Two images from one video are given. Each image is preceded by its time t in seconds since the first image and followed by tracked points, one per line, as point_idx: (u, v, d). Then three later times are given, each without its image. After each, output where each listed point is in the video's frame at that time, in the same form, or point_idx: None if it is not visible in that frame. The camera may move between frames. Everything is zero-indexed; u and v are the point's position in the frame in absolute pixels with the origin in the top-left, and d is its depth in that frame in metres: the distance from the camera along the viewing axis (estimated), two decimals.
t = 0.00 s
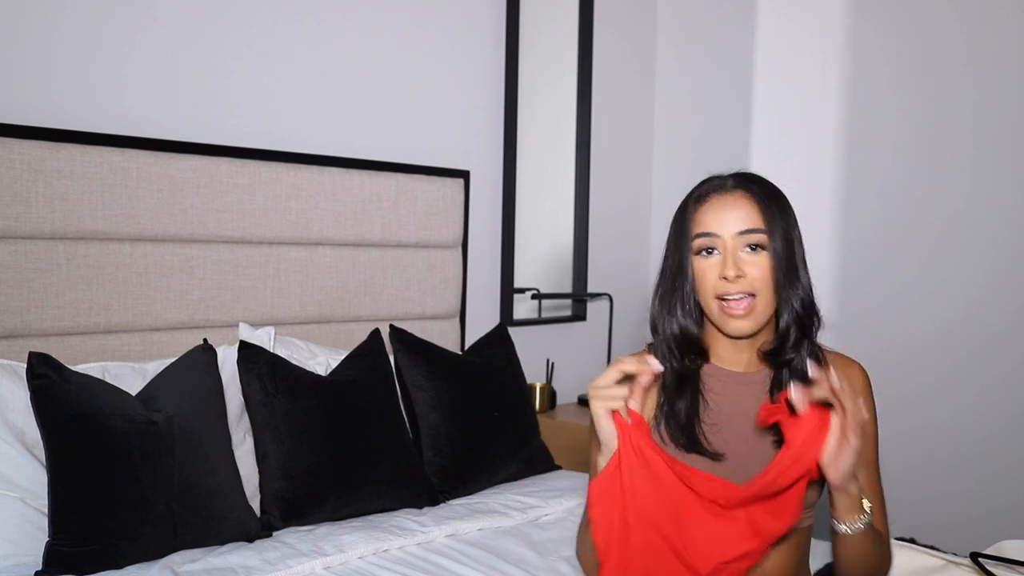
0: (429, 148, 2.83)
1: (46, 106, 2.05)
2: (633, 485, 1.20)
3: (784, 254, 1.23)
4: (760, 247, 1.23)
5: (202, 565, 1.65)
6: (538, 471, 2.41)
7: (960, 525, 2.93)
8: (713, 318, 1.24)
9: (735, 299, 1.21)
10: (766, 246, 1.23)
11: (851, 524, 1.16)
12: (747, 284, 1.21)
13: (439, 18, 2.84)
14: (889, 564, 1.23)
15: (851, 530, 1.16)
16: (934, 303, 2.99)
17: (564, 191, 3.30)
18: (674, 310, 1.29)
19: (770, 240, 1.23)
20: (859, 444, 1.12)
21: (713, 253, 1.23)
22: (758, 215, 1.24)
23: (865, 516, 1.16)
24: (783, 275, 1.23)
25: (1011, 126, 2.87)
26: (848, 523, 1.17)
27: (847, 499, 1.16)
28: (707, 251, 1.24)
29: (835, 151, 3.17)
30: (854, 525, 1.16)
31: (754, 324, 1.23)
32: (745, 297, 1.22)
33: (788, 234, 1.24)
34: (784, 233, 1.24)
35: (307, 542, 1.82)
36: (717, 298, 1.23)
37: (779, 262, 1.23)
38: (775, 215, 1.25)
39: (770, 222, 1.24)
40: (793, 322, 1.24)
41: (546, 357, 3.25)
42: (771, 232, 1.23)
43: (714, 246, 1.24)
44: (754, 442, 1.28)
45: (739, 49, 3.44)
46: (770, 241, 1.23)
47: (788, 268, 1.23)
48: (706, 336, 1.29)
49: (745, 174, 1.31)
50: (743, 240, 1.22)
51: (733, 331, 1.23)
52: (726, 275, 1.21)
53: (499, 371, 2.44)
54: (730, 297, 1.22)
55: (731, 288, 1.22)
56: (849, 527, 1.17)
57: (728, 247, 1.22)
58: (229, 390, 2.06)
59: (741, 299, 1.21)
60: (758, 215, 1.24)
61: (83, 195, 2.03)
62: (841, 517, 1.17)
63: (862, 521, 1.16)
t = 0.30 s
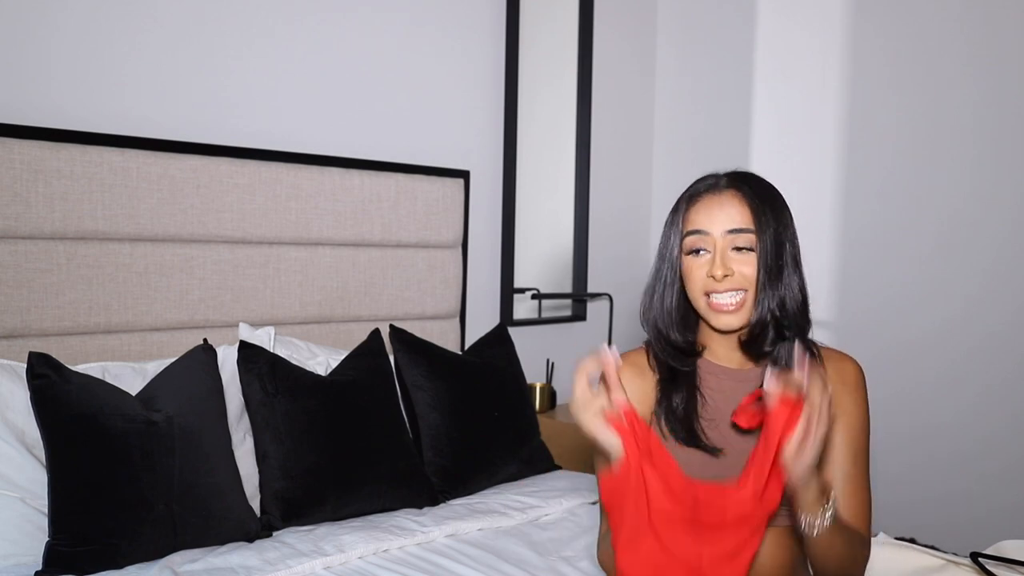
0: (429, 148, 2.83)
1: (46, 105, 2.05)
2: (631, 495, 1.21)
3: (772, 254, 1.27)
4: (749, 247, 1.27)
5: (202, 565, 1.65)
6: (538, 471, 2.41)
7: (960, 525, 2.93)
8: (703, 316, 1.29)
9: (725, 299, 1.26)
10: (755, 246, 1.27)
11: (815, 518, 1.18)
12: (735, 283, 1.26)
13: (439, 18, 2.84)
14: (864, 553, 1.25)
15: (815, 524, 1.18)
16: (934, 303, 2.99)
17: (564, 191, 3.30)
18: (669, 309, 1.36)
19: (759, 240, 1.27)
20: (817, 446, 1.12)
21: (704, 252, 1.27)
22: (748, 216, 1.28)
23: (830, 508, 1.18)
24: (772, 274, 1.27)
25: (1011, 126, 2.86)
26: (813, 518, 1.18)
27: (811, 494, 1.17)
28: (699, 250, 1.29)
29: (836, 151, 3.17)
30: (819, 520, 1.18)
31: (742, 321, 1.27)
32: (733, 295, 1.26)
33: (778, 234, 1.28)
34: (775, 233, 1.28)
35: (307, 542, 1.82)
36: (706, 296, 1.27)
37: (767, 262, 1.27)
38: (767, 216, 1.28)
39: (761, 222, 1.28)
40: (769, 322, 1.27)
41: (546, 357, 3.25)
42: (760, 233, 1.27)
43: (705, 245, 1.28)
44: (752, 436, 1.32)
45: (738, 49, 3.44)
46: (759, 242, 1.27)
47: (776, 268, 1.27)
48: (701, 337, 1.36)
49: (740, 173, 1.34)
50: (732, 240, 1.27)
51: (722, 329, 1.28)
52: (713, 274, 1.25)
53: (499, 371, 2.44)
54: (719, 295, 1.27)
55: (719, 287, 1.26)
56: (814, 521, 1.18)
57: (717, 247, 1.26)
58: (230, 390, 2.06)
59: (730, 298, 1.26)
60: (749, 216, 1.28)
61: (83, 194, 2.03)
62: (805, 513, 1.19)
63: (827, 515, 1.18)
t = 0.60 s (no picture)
0: (429, 148, 2.83)
1: (46, 105, 2.05)
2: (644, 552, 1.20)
3: (777, 268, 1.26)
4: (752, 262, 1.27)
5: (202, 565, 1.65)
6: (538, 471, 2.41)
7: (960, 525, 2.93)
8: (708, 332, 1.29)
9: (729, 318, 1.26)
10: (758, 261, 1.27)
11: None
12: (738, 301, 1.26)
13: (439, 18, 2.84)
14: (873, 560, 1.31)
15: None
16: (934, 303, 2.99)
17: (564, 191, 3.30)
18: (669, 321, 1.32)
19: (762, 254, 1.27)
20: None
21: (707, 270, 1.26)
22: (750, 229, 1.27)
23: None
24: (776, 289, 1.27)
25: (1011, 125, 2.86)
26: None
27: None
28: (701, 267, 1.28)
29: (835, 152, 3.17)
30: None
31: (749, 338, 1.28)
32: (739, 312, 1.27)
33: (782, 247, 1.26)
34: (778, 245, 1.26)
35: (307, 542, 1.82)
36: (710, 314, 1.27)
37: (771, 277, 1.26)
38: (770, 228, 1.26)
39: (764, 236, 1.26)
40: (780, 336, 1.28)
41: (546, 357, 3.25)
42: (763, 247, 1.26)
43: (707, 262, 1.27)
44: (751, 446, 1.28)
45: (738, 49, 3.45)
46: (762, 256, 1.27)
47: (781, 283, 1.27)
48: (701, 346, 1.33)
49: (738, 176, 1.32)
50: (735, 256, 1.26)
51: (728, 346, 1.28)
52: (717, 293, 1.25)
53: (499, 371, 2.44)
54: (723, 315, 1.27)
55: (723, 305, 1.26)
56: None
57: (720, 264, 1.26)
58: (229, 390, 2.06)
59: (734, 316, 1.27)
60: (751, 229, 1.27)
61: (83, 194, 2.03)
62: None
63: None
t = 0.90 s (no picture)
0: (429, 148, 2.83)
1: (46, 106, 2.05)
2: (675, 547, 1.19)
3: (775, 264, 1.25)
4: (751, 257, 1.26)
5: (202, 565, 1.65)
6: (538, 471, 2.41)
7: (960, 525, 2.93)
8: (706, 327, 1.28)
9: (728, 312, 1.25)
10: (757, 257, 1.26)
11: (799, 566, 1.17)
12: (737, 297, 1.25)
13: (439, 17, 2.84)
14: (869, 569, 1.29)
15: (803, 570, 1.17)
16: (934, 303, 2.98)
17: (564, 191, 3.30)
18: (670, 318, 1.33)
19: (761, 249, 1.25)
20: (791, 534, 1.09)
21: (706, 265, 1.25)
22: (749, 225, 1.26)
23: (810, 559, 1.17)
24: (774, 285, 1.25)
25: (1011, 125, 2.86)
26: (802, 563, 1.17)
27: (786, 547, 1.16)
28: (700, 262, 1.27)
29: (835, 152, 3.17)
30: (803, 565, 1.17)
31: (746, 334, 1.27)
32: (737, 308, 1.26)
33: (780, 243, 1.26)
34: (777, 241, 1.26)
35: (307, 542, 1.82)
36: (709, 310, 1.26)
37: (769, 273, 1.25)
38: (770, 225, 1.26)
39: (763, 232, 1.25)
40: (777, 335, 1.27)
41: (546, 357, 3.25)
42: (762, 243, 1.25)
43: (706, 257, 1.27)
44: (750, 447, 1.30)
45: (738, 49, 3.45)
46: (761, 252, 1.25)
47: (779, 279, 1.25)
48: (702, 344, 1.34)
49: (740, 175, 1.32)
50: (734, 251, 1.25)
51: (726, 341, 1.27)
52: (715, 287, 1.24)
53: (498, 371, 2.44)
54: (722, 310, 1.26)
55: (721, 300, 1.25)
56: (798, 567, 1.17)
57: (719, 259, 1.25)
58: (229, 390, 2.06)
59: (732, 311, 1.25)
60: (751, 225, 1.26)
61: (83, 194, 2.03)
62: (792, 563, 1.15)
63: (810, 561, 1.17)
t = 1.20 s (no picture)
0: (429, 148, 2.83)
1: (46, 106, 2.05)
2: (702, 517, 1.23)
3: (783, 261, 1.25)
4: (758, 254, 1.26)
5: (202, 565, 1.65)
6: (538, 471, 2.41)
7: (960, 525, 2.93)
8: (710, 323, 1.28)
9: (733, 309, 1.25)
10: (763, 254, 1.26)
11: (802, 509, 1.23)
12: (743, 294, 1.25)
13: (439, 17, 2.84)
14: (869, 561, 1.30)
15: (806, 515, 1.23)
16: (934, 303, 2.98)
17: (564, 191, 3.30)
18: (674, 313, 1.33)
19: (768, 246, 1.26)
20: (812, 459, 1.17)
21: (713, 260, 1.25)
22: (757, 222, 1.26)
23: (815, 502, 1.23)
24: (781, 283, 1.26)
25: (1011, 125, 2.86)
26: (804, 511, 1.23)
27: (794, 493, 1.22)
28: (707, 257, 1.27)
29: (835, 151, 3.17)
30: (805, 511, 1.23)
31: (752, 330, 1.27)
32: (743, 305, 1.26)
33: (788, 240, 1.26)
34: (785, 238, 1.26)
35: (307, 542, 1.82)
36: (715, 305, 1.26)
37: (776, 270, 1.25)
38: (778, 223, 1.26)
39: (771, 229, 1.26)
40: (783, 332, 1.28)
41: (546, 357, 3.25)
42: (770, 239, 1.26)
43: (713, 253, 1.27)
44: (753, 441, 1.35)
45: (738, 49, 3.45)
46: (768, 249, 1.25)
47: (786, 276, 1.26)
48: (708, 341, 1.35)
49: (747, 172, 1.32)
50: (741, 248, 1.25)
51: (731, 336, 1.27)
52: (722, 284, 1.24)
53: (499, 371, 2.44)
54: (728, 305, 1.25)
55: (727, 297, 1.25)
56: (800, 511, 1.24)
57: (726, 255, 1.25)
58: (229, 390, 2.06)
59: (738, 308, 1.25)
60: (758, 221, 1.26)
61: (82, 194, 2.03)
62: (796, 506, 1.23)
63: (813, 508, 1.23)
